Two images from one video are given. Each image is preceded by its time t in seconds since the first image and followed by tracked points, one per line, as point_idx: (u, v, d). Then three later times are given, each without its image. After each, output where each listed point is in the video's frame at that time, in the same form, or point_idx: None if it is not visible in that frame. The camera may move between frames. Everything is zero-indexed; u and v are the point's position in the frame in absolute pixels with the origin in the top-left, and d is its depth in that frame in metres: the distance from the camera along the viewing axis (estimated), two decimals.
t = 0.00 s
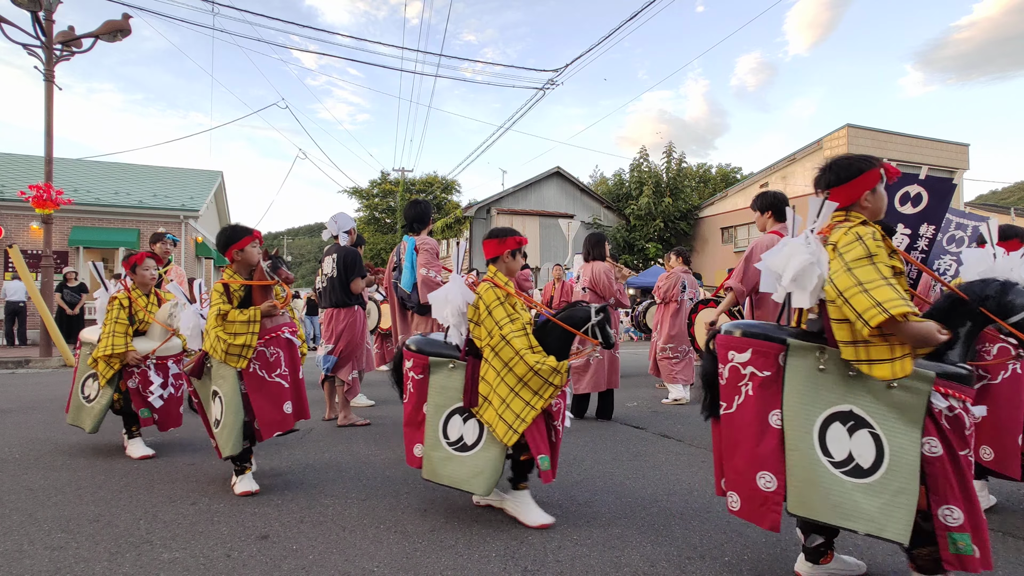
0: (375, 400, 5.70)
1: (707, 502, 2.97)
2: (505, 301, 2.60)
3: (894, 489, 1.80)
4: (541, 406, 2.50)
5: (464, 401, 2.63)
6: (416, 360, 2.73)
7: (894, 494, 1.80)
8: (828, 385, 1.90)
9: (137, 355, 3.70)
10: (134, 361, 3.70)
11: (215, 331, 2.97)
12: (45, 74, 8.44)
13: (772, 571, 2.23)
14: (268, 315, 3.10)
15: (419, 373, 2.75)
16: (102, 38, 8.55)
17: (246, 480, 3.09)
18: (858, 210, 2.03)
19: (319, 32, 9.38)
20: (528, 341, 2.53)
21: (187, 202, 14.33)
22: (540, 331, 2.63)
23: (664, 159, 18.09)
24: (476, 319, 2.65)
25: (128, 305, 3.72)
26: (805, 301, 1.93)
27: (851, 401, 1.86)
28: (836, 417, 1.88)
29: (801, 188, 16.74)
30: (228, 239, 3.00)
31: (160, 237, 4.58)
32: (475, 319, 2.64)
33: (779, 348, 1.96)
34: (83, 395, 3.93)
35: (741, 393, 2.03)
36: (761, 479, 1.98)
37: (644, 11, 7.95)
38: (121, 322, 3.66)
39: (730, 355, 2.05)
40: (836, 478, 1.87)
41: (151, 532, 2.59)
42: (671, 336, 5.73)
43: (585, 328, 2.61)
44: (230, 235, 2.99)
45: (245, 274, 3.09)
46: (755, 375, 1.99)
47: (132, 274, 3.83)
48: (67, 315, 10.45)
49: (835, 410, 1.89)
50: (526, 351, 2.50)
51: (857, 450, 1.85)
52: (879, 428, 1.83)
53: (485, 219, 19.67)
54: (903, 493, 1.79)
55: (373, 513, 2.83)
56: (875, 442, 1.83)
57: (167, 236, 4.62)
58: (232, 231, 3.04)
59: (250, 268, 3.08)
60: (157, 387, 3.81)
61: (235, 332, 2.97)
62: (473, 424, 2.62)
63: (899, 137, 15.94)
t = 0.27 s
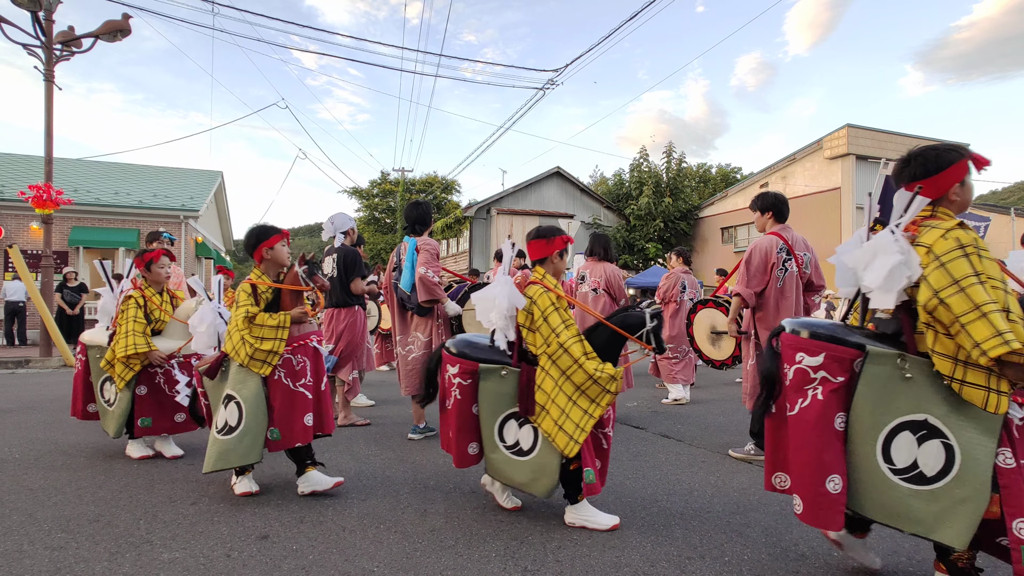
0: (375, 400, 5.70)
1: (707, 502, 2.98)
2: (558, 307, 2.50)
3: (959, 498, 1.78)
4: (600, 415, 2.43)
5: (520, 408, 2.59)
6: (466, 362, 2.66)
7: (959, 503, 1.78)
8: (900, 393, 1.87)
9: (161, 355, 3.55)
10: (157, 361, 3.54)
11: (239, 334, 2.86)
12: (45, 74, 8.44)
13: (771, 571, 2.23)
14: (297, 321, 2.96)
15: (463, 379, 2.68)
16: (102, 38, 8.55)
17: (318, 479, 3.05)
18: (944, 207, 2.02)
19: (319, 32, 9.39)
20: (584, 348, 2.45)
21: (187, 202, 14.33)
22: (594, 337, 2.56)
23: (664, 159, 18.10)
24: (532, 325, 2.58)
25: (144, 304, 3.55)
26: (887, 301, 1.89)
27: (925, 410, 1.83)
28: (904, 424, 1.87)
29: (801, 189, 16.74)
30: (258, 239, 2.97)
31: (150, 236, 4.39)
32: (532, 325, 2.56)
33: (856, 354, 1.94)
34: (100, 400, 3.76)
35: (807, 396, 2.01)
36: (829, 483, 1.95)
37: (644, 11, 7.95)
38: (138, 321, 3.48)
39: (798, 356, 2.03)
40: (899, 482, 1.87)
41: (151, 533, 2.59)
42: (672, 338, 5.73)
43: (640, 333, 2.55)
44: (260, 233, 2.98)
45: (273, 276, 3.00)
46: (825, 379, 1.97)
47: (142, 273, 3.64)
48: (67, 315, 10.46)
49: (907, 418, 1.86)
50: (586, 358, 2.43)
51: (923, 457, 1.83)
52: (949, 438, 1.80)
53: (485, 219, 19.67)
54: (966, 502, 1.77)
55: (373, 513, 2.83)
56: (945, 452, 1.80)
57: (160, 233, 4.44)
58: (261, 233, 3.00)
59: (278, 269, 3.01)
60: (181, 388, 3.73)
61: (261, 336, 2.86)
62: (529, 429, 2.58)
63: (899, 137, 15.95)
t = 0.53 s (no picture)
0: (375, 400, 5.70)
1: (706, 502, 2.98)
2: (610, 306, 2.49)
3: (1011, 498, 1.80)
4: (655, 412, 2.48)
5: (577, 410, 2.45)
6: (517, 366, 2.58)
7: (1011, 504, 1.79)
8: (958, 393, 1.88)
9: (186, 350, 3.49)
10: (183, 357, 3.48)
11: (279, 329, 2.78)
12: (45, 74, 8.43)
13: (771, 571, 2.22)
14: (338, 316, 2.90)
15: (513, 382, 2.60)
16: (102, 37, 8.54)
17: (323, 488, 3.00)
18: (1007, 207, 2.07)
19: (319, 32, 9.39)
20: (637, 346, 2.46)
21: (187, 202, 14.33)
22: (643, 335, 2.55)
23: (664, 158, 18.09)
24: (583, 325, 2.52)
25: (167, 301, 3.50)
26: (960, 295, 1.86)
27: (980, 410, 1.84)
28: (957, 424, 1.88)
29: (801, 188, 16.74)
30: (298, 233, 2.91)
31: (145, 232, 4.22)
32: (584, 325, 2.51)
33: (913, 354, 1.94)
34: (117, 402, 3.62)
35: (861, 395, 2.01)
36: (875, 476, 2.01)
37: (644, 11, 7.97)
38: (163, 316, 3.43)
39: (854, 354, 2.03)
40: (949, 481, 1.88)
41: (151, 533, 2.58)
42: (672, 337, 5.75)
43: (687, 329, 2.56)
44: (303, 227, 2.92)
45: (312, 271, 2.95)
46: (881, 378, 1.97)
47: (168, 271, 3.62)
48: (67, 315, 10.47)
49: (961, 418, 1.87)
50: (641, 356, 2.44)
51: (976, 458, 1.84)
52: (1004, 439, 1.81)
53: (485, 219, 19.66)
54: (1017, 502, 1.79)
55: (373, 513, 2.83)
56: (998, 453, 1.82)
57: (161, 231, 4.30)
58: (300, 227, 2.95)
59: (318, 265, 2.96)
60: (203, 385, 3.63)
61: (302, 329, 2.79)
62: (582, 433, 2.49)
63: (899, 137, 15.95)
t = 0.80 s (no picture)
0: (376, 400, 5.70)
1: (706, 502, 2.98)
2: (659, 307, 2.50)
3: None
4: (709, 413, 2.49)
5: (628, 411, 2.40)
6: (568, 369, 2.47)
7: None
8: (1023, 386, 1.90)
9: (209, 356, 3.37)
10: (206, 363, 3.36)
11: (316, 337, 2.61)
12: (45, 74, 8.43)
13: (771, 571, 2.23)
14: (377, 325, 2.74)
15: (564, 385, 2.50)
16: (102, 38, 8.55)
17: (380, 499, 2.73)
18: None
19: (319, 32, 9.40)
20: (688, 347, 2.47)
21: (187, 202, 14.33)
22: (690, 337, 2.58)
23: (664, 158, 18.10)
24: (633, 326, 2.50)
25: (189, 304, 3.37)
26: (1006, 291, 1.91)
27: None
28: None
29: (801, 189, 16.75)
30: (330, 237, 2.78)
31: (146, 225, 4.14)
32: (634, 326, 2.49)
33: (969, 347, 1.98)
34: (132, 408, 3.48)
35: (922, 390, 2.05)
36: (948, 476, 1.99)
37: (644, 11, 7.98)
38: (185, 320, 3.32)
39: (909, 352, 2.09)
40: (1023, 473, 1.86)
41: (151, 533, 2.58)
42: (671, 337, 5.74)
43: (734, 330, 2.61)
44: (337, 228, 2.76)
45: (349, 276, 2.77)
46: (941, 372, 2.01)
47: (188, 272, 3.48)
48: (67, 315, 10.48)
49: None
50: (693, 357, 2.46)
51: None
52: None
53: (485, 219, 19.66)
54: None
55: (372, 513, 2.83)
56: None
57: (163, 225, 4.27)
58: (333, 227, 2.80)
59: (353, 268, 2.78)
60: (225, 391, 3.52)
61: (340, 338, 2.62)
62: (643, 437, 2.42)
63: (899, 137, 15.96)
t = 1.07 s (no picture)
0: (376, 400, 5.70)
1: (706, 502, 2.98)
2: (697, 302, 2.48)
3: None
4: (746, 409, 2.46)
5: (666, 408, 2.40)
6: (607, 365, 2.51)
7: None
8: None
9: (242, 367, 3.31)
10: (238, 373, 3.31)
11: (368, 335, 2.53)
12: (45, 74, 8.43)
13: (771, 571, 2.23)
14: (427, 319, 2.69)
15: (602, 384, 2.53)
16: (102, 38, 8.54)
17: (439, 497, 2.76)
18: None
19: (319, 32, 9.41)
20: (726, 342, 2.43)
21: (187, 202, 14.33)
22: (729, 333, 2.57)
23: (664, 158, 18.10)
24: (671, 322, 2.48)
25: (219, 308, 3.32)
26: None
27: None
28: None
29: (801, 188, 16.75)
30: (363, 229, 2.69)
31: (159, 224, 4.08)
32: (672, 322, 2.46)
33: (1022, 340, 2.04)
34: (164, 412, 3.48)
35: (979, 384, 2.10)
36: (1014, 468, 2.03)
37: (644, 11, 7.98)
38: (216, 329, 3.26)
39: (963, 347, 2.15)
40: None
41: (151, 533, 2.58)
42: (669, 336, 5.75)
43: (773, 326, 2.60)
44: (375, 220, 2.70)
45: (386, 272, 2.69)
46: (997, 365, 2.06)
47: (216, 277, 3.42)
48: (67, 314, 10.48)
49: None
50: (730, 353, 2.42)
51: None
52: None
53: (485, 219, 19.66)
54: None
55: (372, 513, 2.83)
56: None
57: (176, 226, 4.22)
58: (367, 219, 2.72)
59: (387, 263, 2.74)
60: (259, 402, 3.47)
61: (394, 334, 2.54)
62: (679, 433, 2.41)
63: (899, 137, 15.96)
